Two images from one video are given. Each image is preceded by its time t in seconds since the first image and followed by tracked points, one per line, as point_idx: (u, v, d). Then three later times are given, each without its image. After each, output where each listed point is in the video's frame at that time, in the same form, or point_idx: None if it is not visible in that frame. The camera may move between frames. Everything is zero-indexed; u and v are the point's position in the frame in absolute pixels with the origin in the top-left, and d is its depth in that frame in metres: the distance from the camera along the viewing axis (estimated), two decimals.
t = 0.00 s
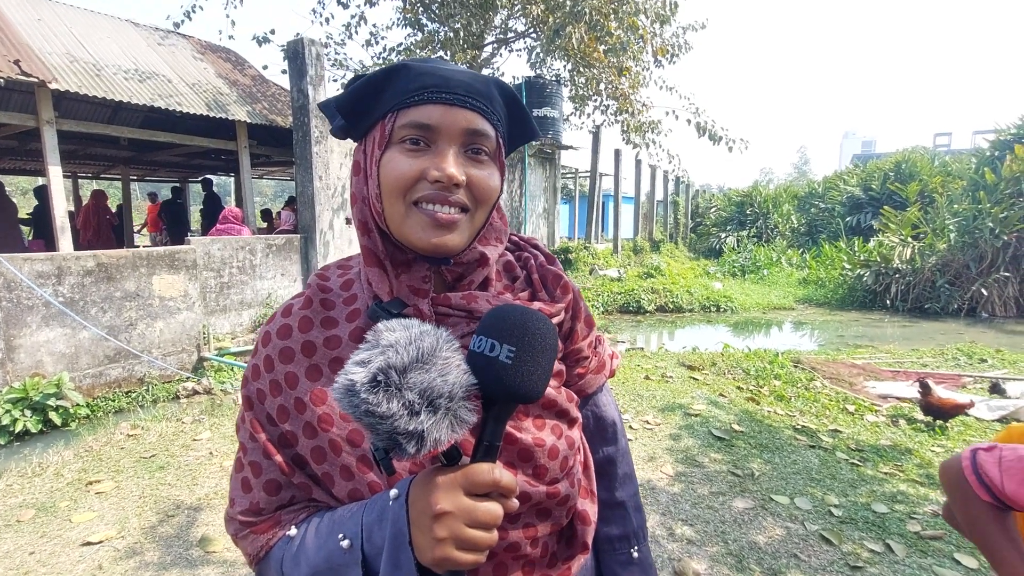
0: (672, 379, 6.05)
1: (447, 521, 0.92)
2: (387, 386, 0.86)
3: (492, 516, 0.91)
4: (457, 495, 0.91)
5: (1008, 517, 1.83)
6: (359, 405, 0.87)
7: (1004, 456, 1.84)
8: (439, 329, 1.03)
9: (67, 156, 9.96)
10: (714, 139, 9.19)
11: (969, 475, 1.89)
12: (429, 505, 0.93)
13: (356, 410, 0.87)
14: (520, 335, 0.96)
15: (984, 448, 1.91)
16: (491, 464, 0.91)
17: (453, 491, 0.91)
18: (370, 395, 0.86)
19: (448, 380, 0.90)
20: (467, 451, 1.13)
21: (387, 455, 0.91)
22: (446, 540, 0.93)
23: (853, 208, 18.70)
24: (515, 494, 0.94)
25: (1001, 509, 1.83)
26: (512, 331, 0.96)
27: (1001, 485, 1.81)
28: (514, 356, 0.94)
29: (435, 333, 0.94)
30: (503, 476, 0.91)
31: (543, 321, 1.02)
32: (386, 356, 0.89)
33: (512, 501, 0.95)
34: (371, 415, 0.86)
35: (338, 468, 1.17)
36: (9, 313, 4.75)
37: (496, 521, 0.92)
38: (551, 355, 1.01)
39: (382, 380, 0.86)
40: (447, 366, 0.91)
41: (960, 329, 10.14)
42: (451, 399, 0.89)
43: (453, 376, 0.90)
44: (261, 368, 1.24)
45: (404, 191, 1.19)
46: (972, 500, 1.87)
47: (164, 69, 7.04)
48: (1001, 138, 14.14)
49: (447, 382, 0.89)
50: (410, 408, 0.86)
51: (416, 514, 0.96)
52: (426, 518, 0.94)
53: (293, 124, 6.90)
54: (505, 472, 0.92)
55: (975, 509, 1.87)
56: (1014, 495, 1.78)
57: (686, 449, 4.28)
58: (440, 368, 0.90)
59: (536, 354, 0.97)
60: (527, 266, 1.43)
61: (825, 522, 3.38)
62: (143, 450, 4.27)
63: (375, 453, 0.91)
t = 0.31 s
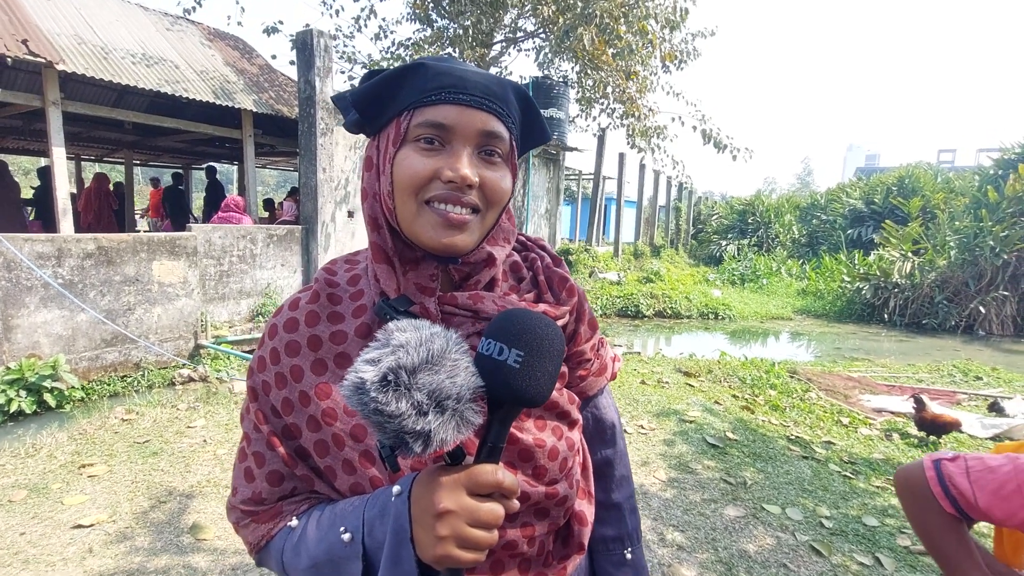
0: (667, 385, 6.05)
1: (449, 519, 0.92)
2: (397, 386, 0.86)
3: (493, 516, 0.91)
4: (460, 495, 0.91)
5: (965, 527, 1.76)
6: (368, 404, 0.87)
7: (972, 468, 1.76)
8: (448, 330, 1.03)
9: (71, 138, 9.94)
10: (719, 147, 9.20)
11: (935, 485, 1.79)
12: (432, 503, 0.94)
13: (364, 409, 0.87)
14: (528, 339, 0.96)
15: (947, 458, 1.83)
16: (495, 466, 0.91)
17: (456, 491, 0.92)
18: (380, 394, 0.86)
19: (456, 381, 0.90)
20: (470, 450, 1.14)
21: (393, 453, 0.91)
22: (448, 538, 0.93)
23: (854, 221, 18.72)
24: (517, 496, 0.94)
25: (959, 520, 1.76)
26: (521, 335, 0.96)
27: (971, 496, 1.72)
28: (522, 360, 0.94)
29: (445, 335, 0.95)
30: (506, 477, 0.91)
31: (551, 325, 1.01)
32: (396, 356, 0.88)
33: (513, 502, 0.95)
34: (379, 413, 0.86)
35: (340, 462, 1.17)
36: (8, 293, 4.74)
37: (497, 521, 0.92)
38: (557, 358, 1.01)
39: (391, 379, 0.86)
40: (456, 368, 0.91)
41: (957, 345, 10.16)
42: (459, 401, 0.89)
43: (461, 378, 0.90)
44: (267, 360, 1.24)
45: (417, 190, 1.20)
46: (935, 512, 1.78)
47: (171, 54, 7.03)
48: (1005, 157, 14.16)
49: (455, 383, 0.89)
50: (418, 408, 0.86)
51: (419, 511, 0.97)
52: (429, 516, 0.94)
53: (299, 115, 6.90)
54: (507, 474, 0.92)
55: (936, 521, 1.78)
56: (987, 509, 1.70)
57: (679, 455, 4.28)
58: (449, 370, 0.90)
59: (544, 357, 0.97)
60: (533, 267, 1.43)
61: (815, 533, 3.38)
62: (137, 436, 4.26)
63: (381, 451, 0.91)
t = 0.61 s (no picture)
0: (664, 385, 6.06)
1: (445, 511, 0.92)
2: (395, 377, 0.86)
3: (489, 510, 0.91)
4: (455, 487, 0.91)
5: (942, 521, 1.64)
6: (366, 395, 0.86)
7: (950, 460, 1.64)
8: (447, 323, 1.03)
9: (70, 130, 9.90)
10: (719, 148, 9.20)
11: (912, 478, 1.67)
12: (429, 495, 0.94)
13: (362, 400, 0.87)
14: (527, 334, 0.96)
15: (926, 450, 1.71)
16: (491, 460, 0.91)
17: (452, 483, 0.91)
18: (377, 385, 0.85)
19: (455, 375, 0.90)
20: (468, 444, 1.14)
21: (390, 444, 0.91)
22: (442, 531, 0.93)
23: (853, 224, 18.74)
24: (513, 490, 0.93)
25: (938, 514, 1.64)
26: (520, 330, 0.96)
27: (947, 489, 1.60)
28: (520, 355, 0.93)
29: (443, 328, 0.94)
30: (502, 471, 0.91)
31: (550, 321, 1.01)
32: (395, 348, 0.88)
33: (509, 496, 0.95)
34: (377, 405, 0.86)
35: (340, 453, 1.17)
36: (5, 284, 4.73)
37: (492, 515, 0.92)
38: (556, 354, 1.01)
39: (389, 371, 0.86)
40: (454, 362, 0.91)
41: (954, 350, 10.18)
42: (457, 394, 0.89)
43: (459, 371, 0.90)
44: (268, 350, 1.24)
45: (419, 184, 1.19)
46: (914, 507, 1.66)
47: (172, 47, 7.01)
48: (1004, 162, 14.19)
49: (453, 377, 0.89)
50: (415, 400, 0.86)
51: (415, 503, 0.96)
52: (425, 508, 0.94)
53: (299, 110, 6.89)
54: (504, 468, 0.92)
55: (912, 515, 1.66)
56: (964, 499, 1.57)
57: (675, 455, 4.29)
58: (447, 363, 0.90)
59: (542, 353, 0.97)
60: (535, 263, 1.43)
61: (810, 534, 3.39)
62: (133, 429, 4.26)
63: (379, 443, 0.91)
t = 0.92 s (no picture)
0: (663, 384, 6.06)
1: (438, 517, 0.91)
2: (385, 383, 0.86)
3: (483, 515, 0.91)
4: (449, 492, 0.91)
5: (935, 517, 1.62)
6: (357, 400, 0.86)
7: (936, 455, 1.63)
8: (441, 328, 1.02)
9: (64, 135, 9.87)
10: (715, 145, 9.21)
11: (902, 474, 1.65)
12: (422, 500, 0.93)
13: (354, 405, 0.86)
14: (519, 338, 0.95)
15: (914, 447, 1.70)
16: (484, 465, 0.90)
17: (445, 488, 0.91)
18: (368, 391, 0.85)
19: (446, 380, 0.89)
20: (463, 448, 1.13)
21: (383, 449, 0.90)
22: (436, 536, 0.92)
23: (849, 220, 18.77)
24: (508, 495, 0.93)
25: (930, 509, 1.62)
26: (514, 334, 0.95)
27: (933, 482, 1.59)
28: (513, 360, 0.93)
29: (435, 333, 0.94)
30: (495, 476, 0.90)
31: (543, 324, 1.01)
32: (386, 353, 0.88)
33: (504, 501, 0.94)
34: (368, 410, 0.86)
35: (335, 457, 1.17)
36: None
37: (487, 520, 0.91)
38: (550, 358, 1.00)
39: (380, 377, 0.86)
40: (446, 367, 0.90)
41: (951, 345, 10.20)
42: (448, 399, 0.89)
43: (451, 376, 0.90)
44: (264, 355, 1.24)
45: (411, 186, 1.19)
46: (902, 502, 1.64)
47: (165, 51, 6.98)
48: (999, 157, 14.22)
49: (445, 382, 0.89)
50: (407, 406, 0.86)
51: (409, 508, 0.96)
52: (418, 513, 0.93)
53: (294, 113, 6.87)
54: (498, 473, 0.91)
55: (905, 510, 1.63)
56: (948, 492, 1.57)
57: (674, 454, 4.29)
58: (439, 368, 0.90)
59: (536, 357, 0.96)
60: (532, 264, 1.42)
61: (809, 531, 3.39)
62: (130, 434, 4.24)
63: (371, 448, 0.90)
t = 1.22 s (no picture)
0: (662, 381, 6.06)
1: (438, 518, 0.91)
2: (381, 383, 0.85)
3: (482, 516, 0.90)
4: (447, 493, 0.90)
5: (936, 513, 1.58)
6: (353, 401, 0.85)
7: (936, 452, 1.57)
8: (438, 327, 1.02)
9: (60, 137, 9.84)
10: (713, 142, 9.21)
11: (902, 471, 1.59)
12: (420, 501, 0.93)
13: (350, 406, 0.86)
14: (517, 336, 0.94)
15: (911, 444, 1.64)
16: (483, 465, 0.90)
17: (444, 489, 0.90)
18: (364, 391, 0.84)
19: (443, 380, 0.88)
20: (462, 447, 1.12)
21: (381, 450, 0.90)
22: (435, 538, 0.91)
23: (846, 216, 18.80)
24: (508, 495, 0.92)
25: (932, 506, 1.57)
26: (512, 333, 0.94)
27: (935, 480, 1.54)
28: (510, 359, 0.92)
29: (432, 332, 0.93)
30: (494, 477, 0.90)
31: (541, 323, 1.00)
32: (382, 353, 0.87)
33: (504, 501, 0.93)
34: (365, 411, 0.85)
35: (335, 458, 1.16)
36: None
37: (486, 521, 0.91)
38: (548, 356, 0.99)
39: (376, 377, 0.85)
40: (442, 366, 0.89)
41: (949, 340, 10.22)
42: (445, 399, 0.88)
43: (447, 376, 0.89)
44: (260, 356, 1.23)
45: (406, 181, 1.18)
46: (906, 500, 1.58)
47: (161, 51, 6.96)
48: (995, 152, 14.23)
49: (442, 382, 0.88)
50: (403, 406, 0.85)
51: (408, 510, 0.95)
52: (417, 515, 0.93)
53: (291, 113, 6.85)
54: (497, 473, 0.91)
55: (908, 509, 1.58)
56: (952, 490, 1.52)
57: (674, 451, 4.28)
58: (435, 368, 0.89)
59: (535, 356, 0.96)
60: (531, 261, 1.41)
61: (810, 527, 3.39)
62: (129, 436, 4.23)
63: (369, 449, 0.90)
